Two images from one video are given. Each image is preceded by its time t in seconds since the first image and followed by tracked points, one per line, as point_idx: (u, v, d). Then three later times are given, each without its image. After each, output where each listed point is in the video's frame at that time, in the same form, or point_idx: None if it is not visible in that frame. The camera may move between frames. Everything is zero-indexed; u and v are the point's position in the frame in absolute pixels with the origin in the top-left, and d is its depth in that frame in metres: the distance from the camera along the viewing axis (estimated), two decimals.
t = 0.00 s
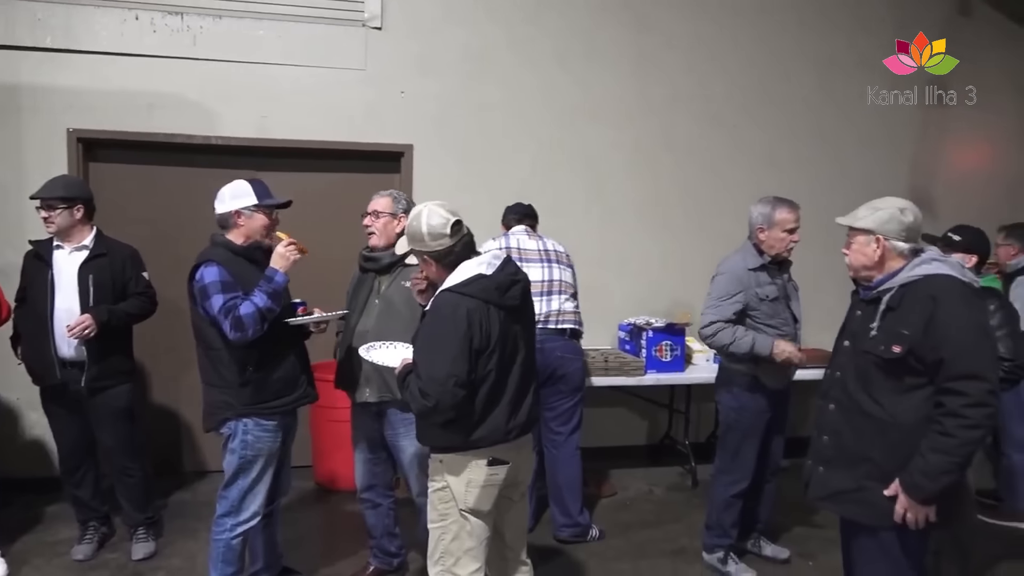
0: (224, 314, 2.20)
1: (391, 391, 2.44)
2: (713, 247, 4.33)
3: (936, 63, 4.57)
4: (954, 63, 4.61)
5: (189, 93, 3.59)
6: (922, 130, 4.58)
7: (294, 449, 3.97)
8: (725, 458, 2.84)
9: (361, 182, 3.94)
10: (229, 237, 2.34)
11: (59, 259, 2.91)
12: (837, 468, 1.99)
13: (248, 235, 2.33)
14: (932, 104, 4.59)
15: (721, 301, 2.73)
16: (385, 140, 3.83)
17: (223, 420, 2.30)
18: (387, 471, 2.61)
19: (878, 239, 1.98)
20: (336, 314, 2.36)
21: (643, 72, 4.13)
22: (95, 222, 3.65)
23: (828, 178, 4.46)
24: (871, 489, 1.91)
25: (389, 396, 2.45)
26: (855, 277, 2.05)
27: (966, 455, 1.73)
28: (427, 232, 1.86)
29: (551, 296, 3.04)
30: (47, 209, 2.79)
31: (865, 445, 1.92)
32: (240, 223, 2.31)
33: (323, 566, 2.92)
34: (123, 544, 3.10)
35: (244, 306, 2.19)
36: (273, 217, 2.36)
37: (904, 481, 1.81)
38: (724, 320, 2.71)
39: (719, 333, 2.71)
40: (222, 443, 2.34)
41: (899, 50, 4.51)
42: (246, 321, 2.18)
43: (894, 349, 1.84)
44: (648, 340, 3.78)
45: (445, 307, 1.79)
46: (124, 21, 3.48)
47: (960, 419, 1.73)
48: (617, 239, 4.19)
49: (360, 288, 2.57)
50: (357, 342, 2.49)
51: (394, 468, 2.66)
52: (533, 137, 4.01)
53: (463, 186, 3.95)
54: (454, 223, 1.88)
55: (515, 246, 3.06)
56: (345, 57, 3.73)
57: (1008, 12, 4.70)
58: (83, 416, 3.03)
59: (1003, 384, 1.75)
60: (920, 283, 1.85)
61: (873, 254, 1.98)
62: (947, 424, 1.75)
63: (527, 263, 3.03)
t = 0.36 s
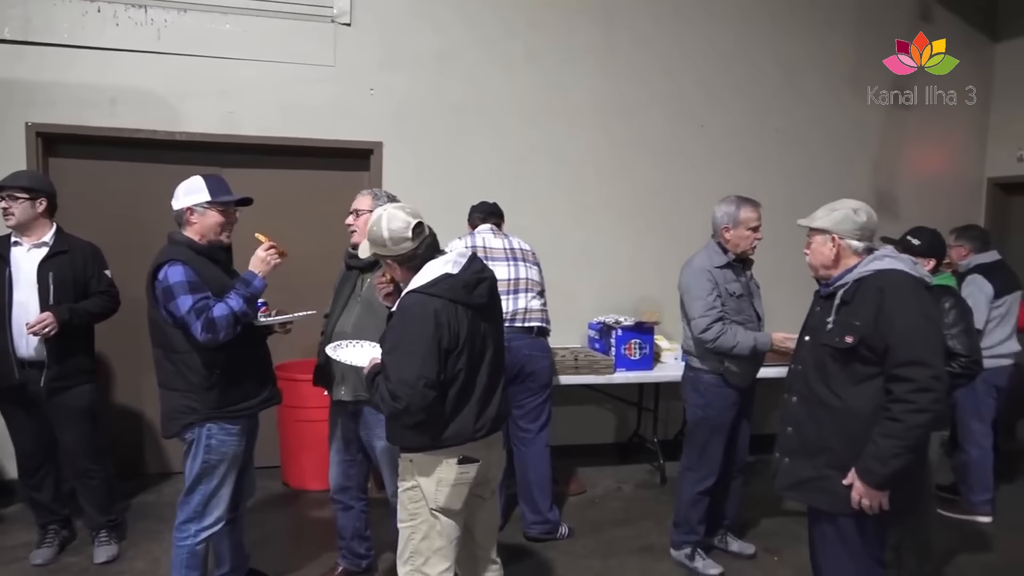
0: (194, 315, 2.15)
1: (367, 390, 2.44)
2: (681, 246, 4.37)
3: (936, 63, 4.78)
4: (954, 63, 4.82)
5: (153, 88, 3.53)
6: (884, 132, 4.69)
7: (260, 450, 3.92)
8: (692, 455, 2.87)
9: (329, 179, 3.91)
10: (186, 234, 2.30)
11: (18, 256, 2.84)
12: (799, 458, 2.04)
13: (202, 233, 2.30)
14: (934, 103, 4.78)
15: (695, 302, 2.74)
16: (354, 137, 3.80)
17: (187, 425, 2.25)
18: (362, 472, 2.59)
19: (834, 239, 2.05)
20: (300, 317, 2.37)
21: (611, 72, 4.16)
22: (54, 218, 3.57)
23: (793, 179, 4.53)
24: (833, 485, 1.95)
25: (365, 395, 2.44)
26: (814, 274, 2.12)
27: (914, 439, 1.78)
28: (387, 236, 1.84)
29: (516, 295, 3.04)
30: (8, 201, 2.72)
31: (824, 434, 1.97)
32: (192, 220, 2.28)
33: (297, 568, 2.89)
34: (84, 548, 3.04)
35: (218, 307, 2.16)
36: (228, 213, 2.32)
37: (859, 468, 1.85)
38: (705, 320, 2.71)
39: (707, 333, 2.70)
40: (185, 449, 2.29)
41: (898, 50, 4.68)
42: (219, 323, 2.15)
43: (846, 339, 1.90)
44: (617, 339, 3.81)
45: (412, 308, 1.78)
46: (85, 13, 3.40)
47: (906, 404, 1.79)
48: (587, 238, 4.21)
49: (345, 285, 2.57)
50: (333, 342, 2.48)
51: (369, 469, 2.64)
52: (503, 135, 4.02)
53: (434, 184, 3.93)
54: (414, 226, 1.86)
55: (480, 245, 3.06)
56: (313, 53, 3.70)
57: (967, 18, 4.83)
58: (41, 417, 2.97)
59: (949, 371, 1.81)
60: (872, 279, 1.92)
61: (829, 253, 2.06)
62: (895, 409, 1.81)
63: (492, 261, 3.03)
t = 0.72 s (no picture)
0: (152, 311, 2.12)
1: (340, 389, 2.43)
2: (650, 246, 4.41)
3: (937, 63, 4.98)
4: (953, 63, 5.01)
5: (117, 80, 3.45)
6: (849, 135, 4.77)
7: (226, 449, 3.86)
8: (659, 453, 2.89)
9: (298, 176, 3.87)
10: (154, 229, 2.26)
11: None
12: (757, 449, 2.08)
13: (171, 230, 2.26)
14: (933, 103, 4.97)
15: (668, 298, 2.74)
16: (323, 134, 3.77)
17: (136, 426, 2.22)
18: (335, 474, 2.56)
19: (797, 240, 2.09)
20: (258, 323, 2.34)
21: (582, 73, 4.18)
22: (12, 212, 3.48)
23: (761, 180, 4.60)
24: (791, 480, 1.99)
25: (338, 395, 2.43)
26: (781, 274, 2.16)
27: (860, 430, 1.83)
28: (366, 223, 1.83)
29: (483, 294, 3.03)
30: None
31: (781, 427, 2.01)
32: (160, 217, 2.24)
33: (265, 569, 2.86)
34: (43, 550, 2.97)
35: (176, 304, 2.12)
36: (197, 210, 2.28)
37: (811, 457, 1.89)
38: (678, 315, 2.72)
39: (682, 328, 2.71)
40: (135, 452, 2.26)
41: (899, 50, 4.88)
42: (177, 321, 2.11)
43: (803, 334, 1.94)
44: (586, 337, 3.82)
45: (381, 305, 1.77)
46: (47, 2, 3.32)
47: (854, 396, 1.83)
48: (557, 237, 4.22)
49: (326, 283, 2.55)
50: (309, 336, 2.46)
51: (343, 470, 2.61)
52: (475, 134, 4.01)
53: (406, 182, 3.91)
54: (392, 215, 1.88)
55: (449, 242, 3.05)
56: (282, 48, 3.65)
57: (929, 24, 4.94)
58: None
59: (898, 365, 1.85)
60: (831, 276, 1.96)
61: (791, 253, 2.11)
62: (844, 401, 1.85)
63: (461, 259, 3.03)
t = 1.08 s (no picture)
0: (122, 307, 2.06)
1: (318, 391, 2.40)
2: (623, 244, 4.43)
3: (935, 64, 4.99)
4: (954, 63, 4.90)
5: (83, 75, 3.38)
6: (818, 135, 4.84)
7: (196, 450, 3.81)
8: (629, 450, 2.91)
9: (270, 173, 3.83)
10: (129, 228, 2.24)
11: None
12: (721, 439, 2.10)
13: (145, 226, 2.24)
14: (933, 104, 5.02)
15: (632, 293, 2.76)
16: (295, 130, 3.73)
17: (107, 422, 2.20)
18: (310, 474, 2.53)
19: (769, 239, 2.13)
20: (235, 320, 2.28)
21: (555, 72, 4.18)
22: None
23: (733, 179, 4.64)
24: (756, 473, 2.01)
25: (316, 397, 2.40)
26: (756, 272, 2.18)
27: (808, 420, 1.85)
28: (338, 216, 1.83)
29: (457, 293, 3.02)
30: None
31: (741, 416, 2.04)
32: (134, 214, 2.22)
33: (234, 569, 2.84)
34: (6, 555, 2.90)
35: (144, 297, 2.07)
36: (170, 202, 2.26)
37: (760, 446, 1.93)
38: (642, 310, 2.74)
39: (644, 323, 2.73)
40: (108, 447, 2.24)
41: (898, 51, 5.06)
42: (147, 314, 2.06)
43: (763, 326, 1.98)
44: (560, 336, 3.83)
45: (350, 299, 1.76)
46: None
47: (802, 386, 1.87)
48: (531, 236, 4.22)
49: (300, 282, 2.51)
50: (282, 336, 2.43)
51: (318, 471, 2.59)
52: (449, 131, 4.00)
53: (380, 179, 3.89)
54: (365, 210, 1.87)
55: (423, 241, 3.03)
56: (252, 43, 3.61)
57: (896, 27, 5.02)
58: None
59: (851, 359, 1.86)
60: (794, 271, 1.99)
61: (763, 251, 2.14)
62: (793, 391, 1.88)
63: (435, 258, 3.01)
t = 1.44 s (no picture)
0: (98, 301, 2.04)
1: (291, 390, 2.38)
2: (603, 243, 4.45)
3: (936, 64, 4.86)
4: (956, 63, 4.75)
5: (56, 70, 3.33)
6: (795, 135, 4.88)
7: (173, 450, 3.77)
8: (607, 448, 2.92)
9: (248, 171, 3.80)
10: (111, 226, 2.22)
11: None
12: (708, 441, 2.10)
13: (127, 225, 2.21)
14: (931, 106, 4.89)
15: (609, 293, 2.78)
16: (273, 127, 3.70)
17: (86, 416, 2.16)
18: (286, 473, 2.51)
19: (749, 238, 2.13)
20: (214, 317, 2.25)
21: (536, 71, 4.19)
22: None
23: (713, 179, 4.68)
24: (738, 470, 2.02)
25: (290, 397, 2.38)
26: (726, 271, 2.20)
27: (797, 415, 1.87)
28: (326, 210, 1.83)
29: (438, 291, 3.02)
30: None
31: (728, 416, 2.04)
32: (117, 212, 2.20)
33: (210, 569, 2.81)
34: None
35: (121, 292, 2.04)
36: (154, 203, 2.24)
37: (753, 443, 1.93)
38: (618, 310, 2.76)
39: (621, 323, 2.75)
40: (87, 442, 2.20)
41: (897, 52, 5.13)
42: (124, 308, 2.03)
43: (745, 325, 1.99)
44: (540, 334, 3.83)
45: (327, 297, 1.76)
46: None
47: (790, 382, 1.88)
48: (511, 235, 4.22)
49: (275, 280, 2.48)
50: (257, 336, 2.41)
51: (294, 470, 2.57)
52: (429, 130, 3.99)
53: (360, 178, 3.87)
54: (354, 210, 1.86)
55: (403, 239, 3.02)
56: (230, 40, 3.57)
57: (872, 28, 5.07)
58: None
59: (832, 353, 1.89)
60: (769, 270, 2.01)
61: (745, 250, 2.14)
62: (781, 387, 1.89)
63: (416, 257, 3.00)
